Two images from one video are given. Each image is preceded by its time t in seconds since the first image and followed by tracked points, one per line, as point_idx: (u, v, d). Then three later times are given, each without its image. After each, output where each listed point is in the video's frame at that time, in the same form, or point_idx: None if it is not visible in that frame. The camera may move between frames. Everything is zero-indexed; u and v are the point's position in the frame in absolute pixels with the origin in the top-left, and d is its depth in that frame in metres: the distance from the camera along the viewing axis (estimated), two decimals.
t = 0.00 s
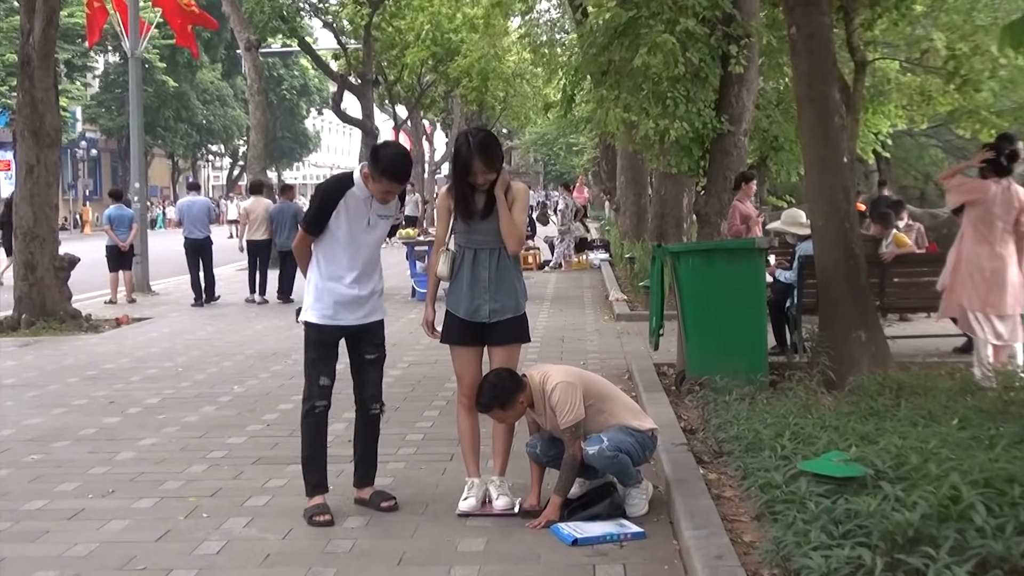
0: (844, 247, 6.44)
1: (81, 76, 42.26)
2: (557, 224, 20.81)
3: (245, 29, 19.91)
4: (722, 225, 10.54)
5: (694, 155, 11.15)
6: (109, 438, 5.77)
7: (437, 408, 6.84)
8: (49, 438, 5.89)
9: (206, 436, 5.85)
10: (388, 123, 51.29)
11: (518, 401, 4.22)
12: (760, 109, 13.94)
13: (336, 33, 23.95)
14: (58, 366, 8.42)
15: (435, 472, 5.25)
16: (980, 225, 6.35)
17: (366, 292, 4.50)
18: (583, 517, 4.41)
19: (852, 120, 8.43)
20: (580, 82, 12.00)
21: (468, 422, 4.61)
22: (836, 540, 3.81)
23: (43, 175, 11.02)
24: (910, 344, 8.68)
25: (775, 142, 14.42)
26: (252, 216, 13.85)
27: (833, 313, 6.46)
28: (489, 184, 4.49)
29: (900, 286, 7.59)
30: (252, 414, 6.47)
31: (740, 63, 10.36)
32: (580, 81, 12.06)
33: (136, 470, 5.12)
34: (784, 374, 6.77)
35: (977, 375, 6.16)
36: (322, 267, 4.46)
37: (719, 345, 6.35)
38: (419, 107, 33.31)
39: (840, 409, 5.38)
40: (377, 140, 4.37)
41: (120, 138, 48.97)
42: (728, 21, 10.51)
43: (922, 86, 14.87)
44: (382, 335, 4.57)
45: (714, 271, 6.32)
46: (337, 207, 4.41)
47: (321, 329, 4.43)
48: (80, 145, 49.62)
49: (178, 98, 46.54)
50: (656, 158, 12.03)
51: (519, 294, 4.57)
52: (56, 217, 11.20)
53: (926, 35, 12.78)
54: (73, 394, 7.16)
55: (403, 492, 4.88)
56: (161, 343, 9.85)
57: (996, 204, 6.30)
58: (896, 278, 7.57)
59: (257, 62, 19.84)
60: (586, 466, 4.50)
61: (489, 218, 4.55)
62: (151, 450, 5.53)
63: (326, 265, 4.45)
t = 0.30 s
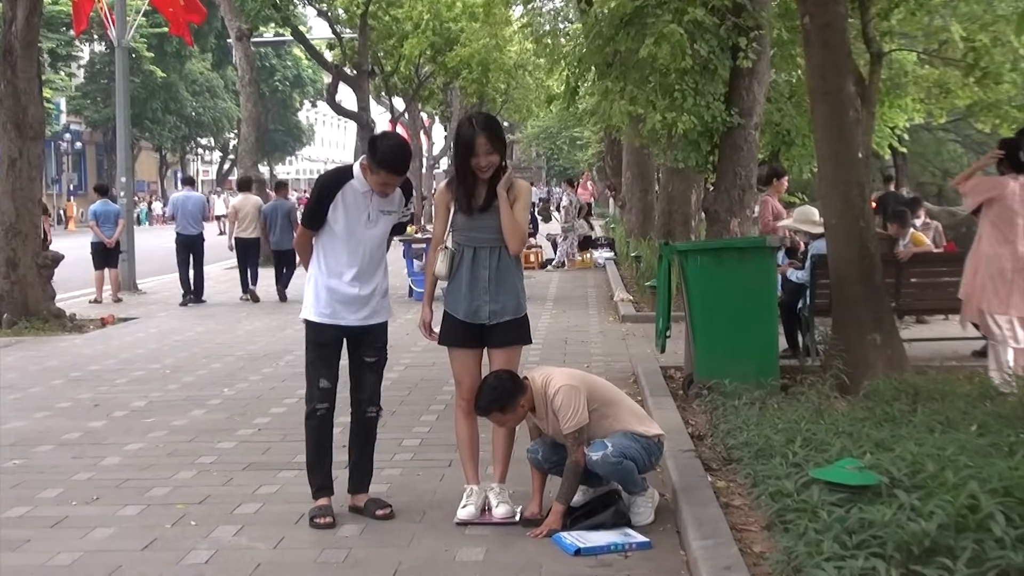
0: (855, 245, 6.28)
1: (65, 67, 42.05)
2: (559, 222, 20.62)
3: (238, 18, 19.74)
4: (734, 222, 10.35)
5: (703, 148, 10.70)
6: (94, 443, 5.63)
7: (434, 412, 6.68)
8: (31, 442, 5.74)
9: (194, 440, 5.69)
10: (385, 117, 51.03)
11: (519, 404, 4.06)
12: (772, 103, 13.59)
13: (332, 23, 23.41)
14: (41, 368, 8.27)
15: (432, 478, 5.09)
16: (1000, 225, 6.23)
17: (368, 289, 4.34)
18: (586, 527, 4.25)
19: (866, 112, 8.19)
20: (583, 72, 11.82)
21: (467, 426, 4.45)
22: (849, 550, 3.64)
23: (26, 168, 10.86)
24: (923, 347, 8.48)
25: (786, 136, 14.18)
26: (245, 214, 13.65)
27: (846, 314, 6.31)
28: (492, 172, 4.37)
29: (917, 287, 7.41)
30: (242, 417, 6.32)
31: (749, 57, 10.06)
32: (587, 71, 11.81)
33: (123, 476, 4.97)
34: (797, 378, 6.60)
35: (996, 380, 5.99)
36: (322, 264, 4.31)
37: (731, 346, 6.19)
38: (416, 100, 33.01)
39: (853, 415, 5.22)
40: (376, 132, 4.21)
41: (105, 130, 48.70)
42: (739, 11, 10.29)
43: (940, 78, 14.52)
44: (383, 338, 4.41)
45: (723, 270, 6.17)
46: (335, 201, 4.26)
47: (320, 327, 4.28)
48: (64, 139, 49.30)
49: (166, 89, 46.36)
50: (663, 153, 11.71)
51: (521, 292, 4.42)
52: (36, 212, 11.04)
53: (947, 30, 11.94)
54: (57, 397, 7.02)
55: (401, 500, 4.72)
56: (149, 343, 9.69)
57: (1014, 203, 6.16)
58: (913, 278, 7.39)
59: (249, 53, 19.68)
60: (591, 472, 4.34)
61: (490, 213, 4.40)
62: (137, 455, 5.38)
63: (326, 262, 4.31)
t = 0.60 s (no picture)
0: (862, 244, 6.18)
1: (53, 61, 41.93)
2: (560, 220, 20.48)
3: (228, 10, 19.32)
4: (738, 220, 10.25)
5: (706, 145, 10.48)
6: (83, 447, 5.54)
7: (432, 415, 6.58)
8: (18, 446, 5.65)
9: (186, 444, 5.60)
10: (382, 113, 50.81)
11: (517, 407, 3.97)
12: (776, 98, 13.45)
13: (327, 16, 23.25)
14: (30, 369, 8.18)
15: (429, 482, 5.00)
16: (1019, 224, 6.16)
17: (363, 289, 4.25)
18: (587, 532, 4.17)
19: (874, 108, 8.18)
20: (585, 63, 11.73)
21: (464, 429, 4.36)
22: (856, 556, 3.55)
23: (13, 165, 10.75)
24: (930, 348, 8.38)
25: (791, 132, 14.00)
26: (235, 212, 13.62)
27: (853, 315, 6.22)
28: (491, 169, 4.26)
29: (925, 288, 7.32)
30: (236, 420, 6.24)
31: (751, 53, 9.94)
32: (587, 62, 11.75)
33: (112, 480, 4.88)
34: (803, 381, 6.51)
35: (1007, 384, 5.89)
36: (317, 263, 4.23)
37: (733, 346, 6.10)
38: (414, 95, 32.83)
39: (860, 418, 5.13)
40: (368, 128, 4.11)
41: (95, 125, 48.59)
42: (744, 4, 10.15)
43: (950, 73, 14.28)
44: (380, 339, 4.33)
45: (724, 269, 6.08)
46: (328, 198, 4.17)
47: (315, 328, 4.19)
48: (53, 134, 49.15)
49: (157, 83, 46.25)
50: (666, 149, 11.58)
51: (519, 291, 4.32)
52: (24, 209, 10.91)
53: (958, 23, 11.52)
54: (46, 399, 6.93)
55: (397, 505, 4.63)
56: (140, 344, 9.60)
57: None
58: (921, 278, 7.30)
59: (242, 47, 19.44)
60: (591, 476, 4.25)
61: (489, 212, 4.31)
62: (126, 459, 5.29)
63: (320, 261, 4.22)
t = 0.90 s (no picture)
0: (860, 246, 6.18)
1: (50, 63, 41.86)
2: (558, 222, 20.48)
3: (227, 12, 19.32)
4: (737, 223, 10.19)
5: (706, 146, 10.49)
6: (80, 449, 5.54)
7: (429, 418, 6.58)
8: (15, 448, 5.65)
9: (182, 446, 5.60)
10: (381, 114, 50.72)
11: (515, 409, 3.97)
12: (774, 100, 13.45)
13: (324, 17, 23.24)
14: (27, 371, 8.18)
15: (427, 485, 5.00)
16: None
17: (360, 291, 4.25)
18: (585, 535, 4.17)
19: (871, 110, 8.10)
20: (581, 68, 11.63)
21: (461, 432, 4.36)
22: (853, 558, 3.54)
23: (10, 167, 10.73)
24: (928, 351, 8.38)
25: (788, 135, 13.95)
26: (238, 214, 13.63)
27: (852, 317, 6.22)
28: (485, 174, 4.28)
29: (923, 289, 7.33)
30: (232, 422, 6.23)
31: (748, 55, 9.87)
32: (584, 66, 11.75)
33: (110, 483, 4.88)
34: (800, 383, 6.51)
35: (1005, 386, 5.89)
36: (314, 266, 4.22)
37: (730, 349, 6.10)
38: (411, 96, 32.80)
39: (858, 420, 5.13)
40: (362, 131, 4.12)
41: (92, 127, 48.53)
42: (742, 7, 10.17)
43: (948, 75, 14.27)
44: (377, 342, 4.33)
45: (721, 272, 6.08)
46: (323, 201, 4.16)
47: (313, 331, 4.19)
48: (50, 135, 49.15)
49: (154, 85, 46.14)
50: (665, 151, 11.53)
51: (515, 293, 4.32)
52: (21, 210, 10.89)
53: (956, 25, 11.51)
54: (42, 401, 6.93)
55: (394, 508, 4.63)
56: (137, 346, 9.59)
57: None
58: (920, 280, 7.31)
59: (240, 48, 19.35)
60: (588, 479, 4.25)
61: (484, 214, 4.31)
62: (123, 461, 5.28)
63: (317, 263, 4.22)
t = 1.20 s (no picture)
0: (859, 250, 6.18)
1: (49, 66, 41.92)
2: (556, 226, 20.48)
3: (224, 16, 19.33)
4: (733, 227, 10.24)
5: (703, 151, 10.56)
6: (76, 453, 5.53)
7: (427, 422, 6.59)
8: (12, 452, 5.66)
9: (179, 450, 5.60)
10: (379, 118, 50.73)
11: (511, 414, 3.97)
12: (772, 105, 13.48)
13: (322, 22, 23.28)
14: (25, 375, 8.18)
15: (424, 489, 4.99)
16: None
17: (356, 295, 4.25)
18: (582, 539, 4.17)
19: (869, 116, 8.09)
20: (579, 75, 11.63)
21: (457, 436, 4.36)
22: (851, 563, 3.54)
23: (8, 170, 10.73)
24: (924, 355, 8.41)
25: (787, 140, 13.94)
26: (239, 216, 13.59)
27: (850, 321, 6.22)
28: (481, 181, 4.27)
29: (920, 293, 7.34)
30: (229, 425, 6.24)
31: (747, 60, 10.00)
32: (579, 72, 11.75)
33: (107, 486, 4.88)
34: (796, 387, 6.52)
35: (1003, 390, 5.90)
36: (311, 270, 4.23)
37: (727, 353, 6.10)
38: (410, 101, 32.85)
39: (855, 425, 5.13)
40: (357, 137, 4.12)
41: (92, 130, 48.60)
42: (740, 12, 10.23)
43: (944, 81, 14.30)
44: (374, 346, 4.33)
45: (718, 277, 6.09)
46: (320, 206, 4.17)
47: (310, 335, 4.20)
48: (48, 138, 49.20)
49: (153, 89, 46.17)
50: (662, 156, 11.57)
51: (511, 297, 4.33)
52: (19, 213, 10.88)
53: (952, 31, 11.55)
54: (40, 405, 6.93)
55: (391, 512, 4.63)
56: (134, 350, 9.60)
57: None
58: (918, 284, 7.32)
59: (239, 53, 19.37)
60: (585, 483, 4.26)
61: (479, 220, 4.31)
62: (119, 465, 5.28)
63: (314, 267, 4.22)
